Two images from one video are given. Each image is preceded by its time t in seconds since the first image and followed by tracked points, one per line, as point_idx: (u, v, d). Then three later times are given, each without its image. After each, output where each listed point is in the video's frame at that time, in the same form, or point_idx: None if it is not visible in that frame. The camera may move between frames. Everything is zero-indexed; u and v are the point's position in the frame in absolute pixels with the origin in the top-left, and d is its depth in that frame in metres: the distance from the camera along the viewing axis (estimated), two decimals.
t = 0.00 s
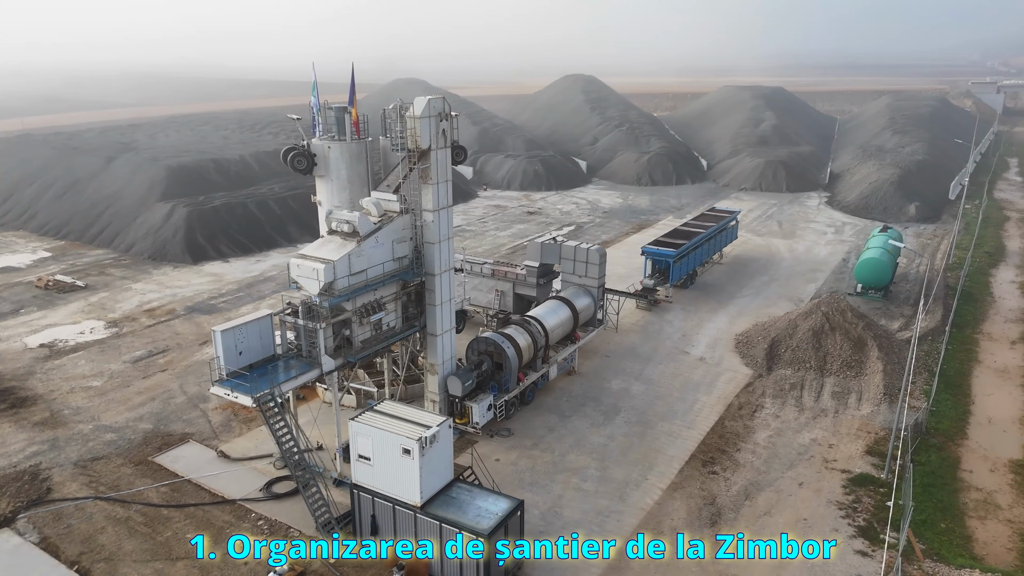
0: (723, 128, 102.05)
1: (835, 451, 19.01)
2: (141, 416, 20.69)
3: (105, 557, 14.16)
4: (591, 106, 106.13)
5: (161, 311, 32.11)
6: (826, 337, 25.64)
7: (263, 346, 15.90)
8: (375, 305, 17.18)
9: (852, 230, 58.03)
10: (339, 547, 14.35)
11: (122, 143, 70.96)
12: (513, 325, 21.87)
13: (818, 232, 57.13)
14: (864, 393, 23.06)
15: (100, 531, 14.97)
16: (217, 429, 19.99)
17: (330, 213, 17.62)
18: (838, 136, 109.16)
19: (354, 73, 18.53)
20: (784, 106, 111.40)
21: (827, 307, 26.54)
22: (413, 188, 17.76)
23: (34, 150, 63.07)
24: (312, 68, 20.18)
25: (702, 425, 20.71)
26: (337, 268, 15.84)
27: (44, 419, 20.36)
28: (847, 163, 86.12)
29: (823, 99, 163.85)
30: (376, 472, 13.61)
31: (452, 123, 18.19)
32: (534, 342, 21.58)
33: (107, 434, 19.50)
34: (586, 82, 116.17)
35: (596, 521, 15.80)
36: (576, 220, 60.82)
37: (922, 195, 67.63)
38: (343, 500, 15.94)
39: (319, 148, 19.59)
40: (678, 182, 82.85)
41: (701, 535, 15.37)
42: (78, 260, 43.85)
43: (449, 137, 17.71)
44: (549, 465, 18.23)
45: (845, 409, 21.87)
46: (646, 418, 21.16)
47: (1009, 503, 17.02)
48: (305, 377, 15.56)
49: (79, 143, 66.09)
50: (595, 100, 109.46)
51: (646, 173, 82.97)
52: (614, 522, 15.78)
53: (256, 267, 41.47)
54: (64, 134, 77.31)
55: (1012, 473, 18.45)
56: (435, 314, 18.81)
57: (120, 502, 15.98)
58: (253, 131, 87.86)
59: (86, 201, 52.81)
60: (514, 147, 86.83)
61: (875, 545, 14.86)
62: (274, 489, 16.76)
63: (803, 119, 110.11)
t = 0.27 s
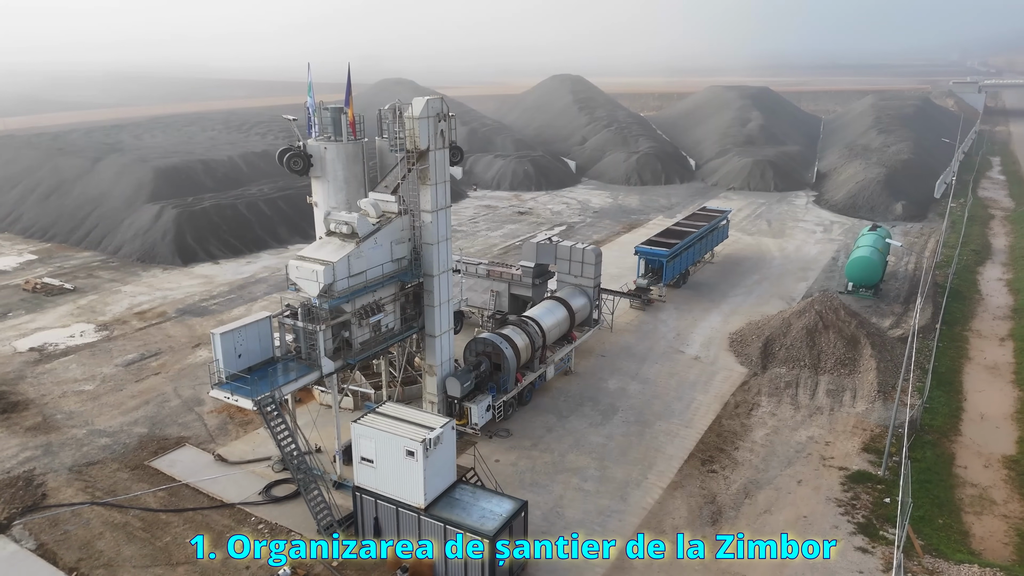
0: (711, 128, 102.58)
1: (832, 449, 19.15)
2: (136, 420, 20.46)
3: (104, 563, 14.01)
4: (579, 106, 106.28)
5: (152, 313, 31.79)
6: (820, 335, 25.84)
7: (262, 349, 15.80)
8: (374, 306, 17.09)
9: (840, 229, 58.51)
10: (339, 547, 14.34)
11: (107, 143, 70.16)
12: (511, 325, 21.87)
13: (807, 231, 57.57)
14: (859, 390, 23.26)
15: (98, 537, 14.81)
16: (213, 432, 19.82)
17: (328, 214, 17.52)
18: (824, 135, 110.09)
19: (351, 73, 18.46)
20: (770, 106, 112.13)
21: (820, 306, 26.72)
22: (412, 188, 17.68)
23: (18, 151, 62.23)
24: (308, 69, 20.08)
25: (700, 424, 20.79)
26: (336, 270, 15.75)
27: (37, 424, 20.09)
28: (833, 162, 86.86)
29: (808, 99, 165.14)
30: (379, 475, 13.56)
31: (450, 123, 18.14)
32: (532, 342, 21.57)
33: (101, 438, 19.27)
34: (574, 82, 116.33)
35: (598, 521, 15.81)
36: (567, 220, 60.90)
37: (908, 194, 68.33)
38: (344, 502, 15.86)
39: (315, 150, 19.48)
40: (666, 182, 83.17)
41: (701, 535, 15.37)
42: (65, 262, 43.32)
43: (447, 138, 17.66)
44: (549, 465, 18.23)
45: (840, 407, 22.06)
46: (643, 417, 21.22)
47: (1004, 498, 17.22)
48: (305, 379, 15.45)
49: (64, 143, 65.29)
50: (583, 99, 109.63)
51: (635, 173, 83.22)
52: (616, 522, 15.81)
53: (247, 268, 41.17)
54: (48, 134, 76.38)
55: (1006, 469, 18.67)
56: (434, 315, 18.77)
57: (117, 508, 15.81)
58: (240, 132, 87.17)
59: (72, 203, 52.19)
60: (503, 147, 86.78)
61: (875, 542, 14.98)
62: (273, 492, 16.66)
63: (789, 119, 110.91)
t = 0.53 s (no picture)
0: (699, 127, 103.05)
1: (829, 446, 19.30)
2: (131, 424, 20.24)
3: (103, 570, 13.85)
4: (567, 106, 106.39)
5: (143, 316, 31.47)
6: (814, 333, 26.03)
7: (261, 351, 15.69)
8: (373, 308, 17.01)
9: (829, 228, 59.01)
10: (339, 547, 14.32)
11: (93, 144, 69.33)
12: (508, 326, 21.85)
13: (796, 230, 58.00)
14: (853, 388, 23.48)
15: (96, 542, 14.64)
16: (210, 436, 19.64)
17: (326, 215, 17.41)
18: (810, 134, 111.00)
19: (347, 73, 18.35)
20: (757, 106, 112.85)
21: (814, 305, 26.91)
22: (410, 189, 17.61)
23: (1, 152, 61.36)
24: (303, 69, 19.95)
25: (697, 422, 20.88)
26: (336, 272, 15.65)
27: (29, 429, 19.81)
28: (820, 162, 87.53)
29: (792, 99, 166.35)
30: (382, 477, 13.50)
31: (448, 124, 18.09)
32: (530, 343, 21.56)
33: (96, 443, 19.04)
34: (562, 82, 116.42)
35: (600, 521, 15.83)
36: (558, 220, 60.95)
37: (894, 193, 69.03)
38: (345, 504, 15.77)
39: (312, 150, 19.35)
40: (656, 181, 83.47)
41: (700, 535, 15.36)
42: (53, 265, 42.79)
43: (445, 139, 17.61)
44: (549, 465, 18.25)
45: (836, 405, 22.24)
46: (641, 416, 21.29)
47: (999, 493, 17.46)
48: (305, 381, 15.34)
49: (48, 144, 64.46)
50: (571, 99, 109.75)
51: (624, 173, 83.44)
52: (618, 522, 15.84)
53: (238, 270, 40.86)
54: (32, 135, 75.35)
55: (999, 465, 18.92)
56: (432, 315, 18.73)
57: (115, 513, 15.63)
58: (227, 132, 86.46)
59: (58, 205, 51.55)
60: (492, 147, 86.70)
61: (875, 538, 15.10)
62: (272, 496, 16.55)
63: (776, 119, 111.69)
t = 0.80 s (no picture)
0: (687, 127, 103.49)
1: (826, 444, 19.44)
2: (125, 429, 20.02)
3: None
4: (555, 106, 106.48)
5: (133, 319, 31.13)
6: (808, 332, 26.22)
7: (260, 354, 15.58)
8: (372, 309, 16.92)
9: (818, 227, 59.47)
10: (339, 547, 14.30)
11: (78, 145, 68.52)
12: (506, 326, 21.83)
13: (785, 229, 58.40)
14: (848, 385, 23.68)
15: (95, 548, 14.48)
16: (206, 439, 19.47)
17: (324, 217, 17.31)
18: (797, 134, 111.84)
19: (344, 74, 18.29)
20: (744, 106, 113.57)
21: (807, 303, 27.09)
22: (408, 190, 17.54)
23: None
24: (299, 69, 19.82)
25: (695, 421, 20.97)
26: (336, 273, 15.56)
27: (21, 434, 19.55)
28: (807, 161, 88.21)
29: (778, 99, 167.49)
30: (385, 480, 13.44)
31: (446, 125, 18.06)
32: (528, 343, 21.57)
33: (90, 447, 18.83)
34: (550, 82, 116.54)
35: (601, 521, 15.84)
36: (549, 220, 60.98)
37: (881, 192, 69.70)
38: (347, 507, 15.69)
39: (308, 151, 19.24)
40: (645, 181, 83.76)
41: (700, 536, 15.37)
42: (40, 268, 42.26)
43: (444, 139, 17.57)
44: (549, 465, 18.25)
45: (831, 402, 22.41)
46: (639, 416, 21.34)
47: (994, 489, 17.69)
48: (305, 384, 15.24)
49: (32, 146, 63.65)
50: (559, 99, 109.86)
51: (613, 173, 83.66)
52: (619, 521, 15.87)
53: (228, 271, 40.55)
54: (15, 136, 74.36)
55: (993, 460, 19.18)
56: (431, 316, 18.69)
57: (112, 518, 15.47)
58: (214, 133, 85.82)
59: (44, 207, 50.92)
60: (482, 147, 86.62)
61: (875, 535, 15.22)
62: (272, 499, 16.44)
63: (763, 119, 112.42)
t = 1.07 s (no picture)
0: (675, 127, 103.88)
1: (823, 442, 19.59)
2: (120, 433, 19.80)
3: None
4: (543, 106, 106.53)
5: (124, 321, 30.81)
6: (801, 330, 26.40)
7: (259, 357, 15.48)
8: (372, 311, 16.83)
9: (806, 226, 59.90)
10: (339, 547, 14.27)
11: (63, 147, 67.73)
12: (503, 327, 21.82)
13: (774, 228, 58.76)
14: (842, 383, 23.89)
15: (94, 554, 14.35)
16: (203, 443, 19.30)
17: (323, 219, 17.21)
18: (784, 133, 112.59)
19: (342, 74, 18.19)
20: (731, 106, 114.22)
21: (801, 302, 27.26)
22: (407, 191, 17.49)
23: None
24: (295, 69, 19.68)
25: (693, 420, 21.06)
26: (336, 275, 15.47)
27: (13, 440, 19.27)
28: (795, 160, 88.87)
29: (763, 99, 168.52)
30: (389, 482, 13.38)
31: (444, 126, 18.01)
32: (525, 343, 21.58)
33: (85, 452, 18.61)
34: (538, 83, 116.58)
35: (603, 521, 15.85)
36: (540, 220, 61.00)
37: (868, 191, 70.34)
38: (348, 509, 15.62)
39: (305, 152, 19.13)
40: (634, 181, 83.99)
41: (700, 536, 15.38)
42: (26, 271, 41.73)
43: (442, 140, 17.53)
44: (549, 465, 18.25)
45: (826, 400, 22.59)
46: (637, 415, 21.39)
47: (989, 485, 17.91)
48: (305, 387, 15.14)
49: (16, 147, 62.81)
50: (547, 100, 109.94)
51: (603, 173, 83.83)
52: (622, 521, 15.89)
53: (219, 273, 40.24)
54: None
55: (987, 456, 19.42)
56: (430, 317, 18.64)
57: (111, 524, 15.34)
58: (201, 134, 85.11)
59: (30, 209, 50.28)
60: (471, 147, 86.48)
61: (874, 531, 15.35)
62: (271, 503, 16.33)
63: (750, 118, 113.05)
